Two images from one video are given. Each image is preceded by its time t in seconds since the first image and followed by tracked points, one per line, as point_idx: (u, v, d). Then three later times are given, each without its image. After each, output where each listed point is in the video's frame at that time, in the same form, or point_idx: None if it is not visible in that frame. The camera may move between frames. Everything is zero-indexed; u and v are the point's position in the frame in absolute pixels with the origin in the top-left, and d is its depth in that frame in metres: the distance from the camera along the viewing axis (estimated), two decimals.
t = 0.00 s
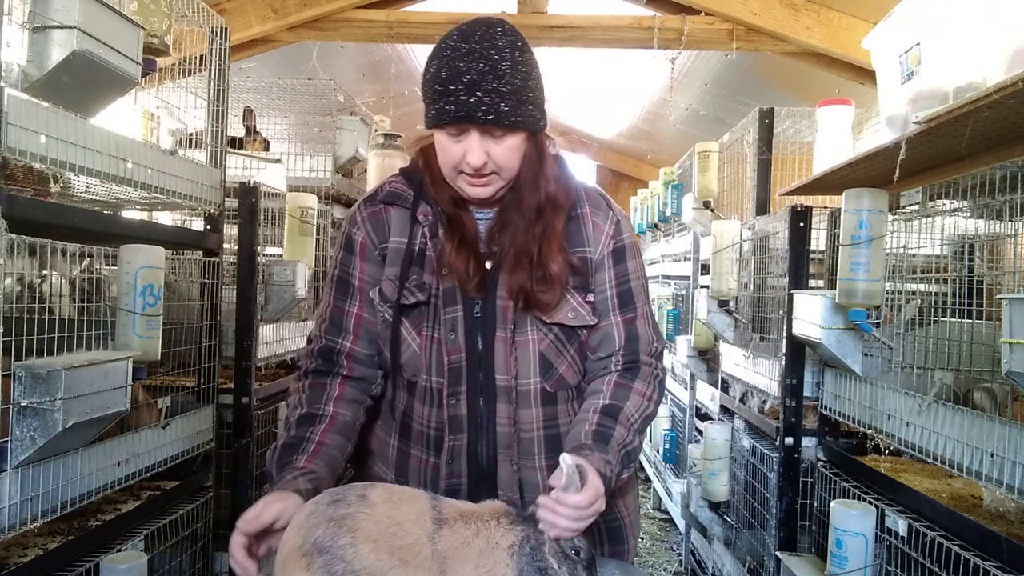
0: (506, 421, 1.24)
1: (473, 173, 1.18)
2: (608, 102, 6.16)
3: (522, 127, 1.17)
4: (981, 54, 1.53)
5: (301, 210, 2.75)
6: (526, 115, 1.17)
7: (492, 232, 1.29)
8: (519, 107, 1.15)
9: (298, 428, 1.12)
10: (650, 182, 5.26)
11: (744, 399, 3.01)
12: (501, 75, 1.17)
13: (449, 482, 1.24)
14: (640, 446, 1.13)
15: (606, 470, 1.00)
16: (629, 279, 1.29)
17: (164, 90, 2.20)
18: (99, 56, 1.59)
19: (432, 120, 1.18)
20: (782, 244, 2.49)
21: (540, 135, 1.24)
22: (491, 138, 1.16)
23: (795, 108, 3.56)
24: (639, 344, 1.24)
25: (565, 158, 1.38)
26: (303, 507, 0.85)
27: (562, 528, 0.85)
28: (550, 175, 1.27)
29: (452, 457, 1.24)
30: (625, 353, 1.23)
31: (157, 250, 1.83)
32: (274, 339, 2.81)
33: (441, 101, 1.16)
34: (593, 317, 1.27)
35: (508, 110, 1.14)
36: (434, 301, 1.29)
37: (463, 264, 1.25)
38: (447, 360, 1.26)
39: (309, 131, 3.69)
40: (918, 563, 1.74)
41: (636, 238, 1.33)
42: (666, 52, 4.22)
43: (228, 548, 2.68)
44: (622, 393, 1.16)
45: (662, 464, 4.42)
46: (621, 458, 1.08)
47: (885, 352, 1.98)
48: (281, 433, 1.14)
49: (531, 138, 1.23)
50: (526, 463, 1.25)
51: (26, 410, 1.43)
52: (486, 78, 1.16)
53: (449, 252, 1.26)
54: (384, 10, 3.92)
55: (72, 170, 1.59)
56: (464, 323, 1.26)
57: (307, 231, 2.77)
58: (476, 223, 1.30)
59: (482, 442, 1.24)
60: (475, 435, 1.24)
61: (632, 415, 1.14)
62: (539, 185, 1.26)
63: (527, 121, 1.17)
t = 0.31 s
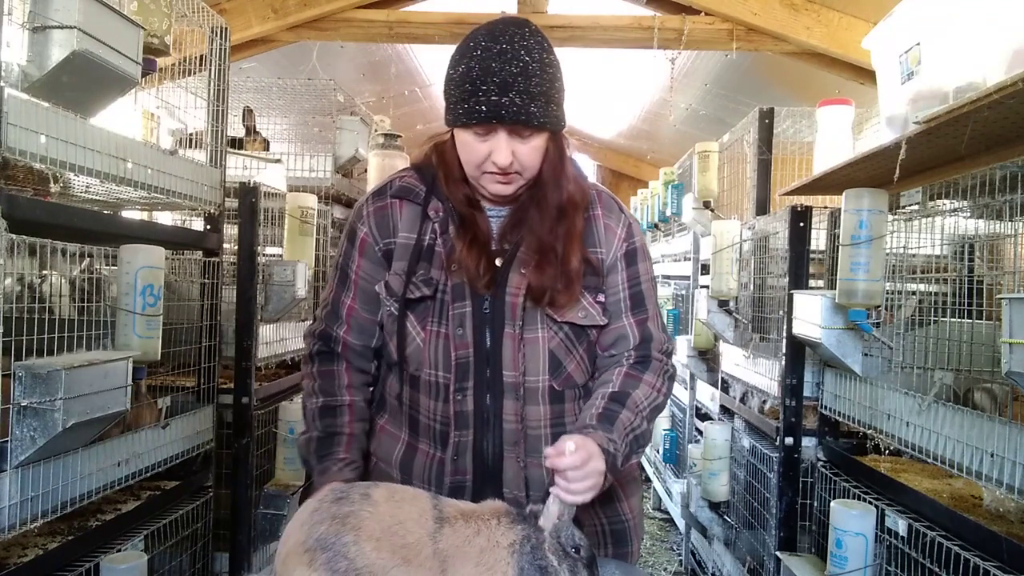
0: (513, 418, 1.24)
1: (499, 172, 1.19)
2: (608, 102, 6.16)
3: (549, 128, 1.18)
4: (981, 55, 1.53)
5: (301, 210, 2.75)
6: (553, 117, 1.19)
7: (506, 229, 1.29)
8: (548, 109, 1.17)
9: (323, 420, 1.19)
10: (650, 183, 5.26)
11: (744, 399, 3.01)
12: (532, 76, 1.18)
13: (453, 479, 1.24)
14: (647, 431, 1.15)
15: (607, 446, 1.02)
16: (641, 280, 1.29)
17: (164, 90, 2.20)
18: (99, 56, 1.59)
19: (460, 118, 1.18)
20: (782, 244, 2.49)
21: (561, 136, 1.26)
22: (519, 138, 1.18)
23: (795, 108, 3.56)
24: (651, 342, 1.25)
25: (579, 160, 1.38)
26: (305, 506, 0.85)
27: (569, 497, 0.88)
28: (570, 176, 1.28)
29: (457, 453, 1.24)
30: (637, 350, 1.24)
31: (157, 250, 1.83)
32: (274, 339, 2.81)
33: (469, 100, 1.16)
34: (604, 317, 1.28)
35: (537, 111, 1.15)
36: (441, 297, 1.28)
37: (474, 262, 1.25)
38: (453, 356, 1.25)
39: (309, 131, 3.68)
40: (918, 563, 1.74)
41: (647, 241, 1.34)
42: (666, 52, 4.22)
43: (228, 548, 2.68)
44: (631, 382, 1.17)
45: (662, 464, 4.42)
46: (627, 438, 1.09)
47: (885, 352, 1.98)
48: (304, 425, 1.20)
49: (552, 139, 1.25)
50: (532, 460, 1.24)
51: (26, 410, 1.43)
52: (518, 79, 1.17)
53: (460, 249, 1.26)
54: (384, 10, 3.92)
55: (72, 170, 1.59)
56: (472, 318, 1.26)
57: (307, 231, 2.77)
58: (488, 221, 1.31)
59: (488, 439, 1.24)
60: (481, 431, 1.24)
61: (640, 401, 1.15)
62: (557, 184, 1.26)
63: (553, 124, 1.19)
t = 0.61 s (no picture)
0: (511, 414, 1.23)
1: (508, 172, 1.20)
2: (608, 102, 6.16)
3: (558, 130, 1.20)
4: (981, 55, 1.53)
5: (301, 210, 2.75)
6: (562, 119, 1.20)
7: (510, 226, 1.30)
8: (557, 110, 1.19)
9: (335, 415, 1.24)
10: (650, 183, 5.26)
11: (744, 399, 3.01)
12: (541, 77, 1.19)
13: (453, 475, 1.24)
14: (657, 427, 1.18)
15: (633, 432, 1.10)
16: (646, 283, 1.30)
17: (164, 90, 2.20)
18: (99, 56, 1.59)
19: (470, 119, 1.19)
20: (782, 244, 2.49)
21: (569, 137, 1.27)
22: (527, 138, 1.19)
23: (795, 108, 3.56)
24: (659, 342, 1.26)
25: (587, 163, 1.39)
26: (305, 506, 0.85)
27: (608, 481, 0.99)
28: (577, 176, 1.30)
29: (456, 449, 1.24)
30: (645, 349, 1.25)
31: (157, 250, 1.83)
32: (274, 340, 2.80)
33: (480, 101, 1.18)
34: (606, 317, 1.28)
35: (547, 113, 1.17)
36: (442, 292, 1.28)
37: (476, 259, 1.25)
38: (453, 350, 1.25)
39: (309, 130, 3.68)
40: (918, 564, 1.74)
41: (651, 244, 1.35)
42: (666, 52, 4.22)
43: (228, 548, 2.68)
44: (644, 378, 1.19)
45: (662, 464, 4.42)
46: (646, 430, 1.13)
47: (885, 352, 1.98)
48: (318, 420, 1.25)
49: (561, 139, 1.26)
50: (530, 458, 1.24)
51: (26, 410, 1.43)
52: (527, 81, 1.18)
53: (462, 246, 1.26)
54: (384, 10, 3.92)
55: (72, 170, 1.59)
56: (472, 314, 1.25)
57: (307, 231, 2.77)
58: (493, 219, 1.31)
59: (486, 436, 1.23)
60: (479, 427, 1.23)
61: (653, 398, 1.18)
62: (563, 183, 1.27)
63: (562, 125, 1.21)
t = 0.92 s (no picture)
0: (514, 409, 1.24)
1: (511, 155, 1.21)
2: (608, 102, 6.16)
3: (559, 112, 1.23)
4: (981, 54, 1.53)
5: (301, 210, 2.75)
6: (563, 102, 1.23)
7: (515, 222, 1.30)
8: (558, 93, 1.22)
9: (346, 397, 1.24)
10: (650, 183, 5.26)
11: (744, 399, 3.02)
12: (543, 61, 1.23)
13: (454, 470, 1.23)
14: (642, 443, 1.13)
15: (590, 467, 1.01)
16: (649, 281, 1.29)
17: (164, 90, 2.20)
18: (99, 56, 1.59)
19: (474, 103, 1.23)
20: (782, 244, 2.49)
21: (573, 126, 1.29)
22: (530, 121, 1.21)
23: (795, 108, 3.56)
24: (656, 344, 1.25)
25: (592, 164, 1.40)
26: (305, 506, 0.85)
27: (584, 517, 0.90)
28: (580, 171, 1.31)
29: (458, 444, 1.23)
30: (638, 352, 1.24)
31: (157, 250, 1.83)
32: (274, 340, 2.80)
33: (484, 85, 1.22)
34: (609, 314, 1.27)
35: (548, 95, 1.20)
36: (448, 287, 1.28)
37: (480, 254, 1.25)
38: (457, 345, 1.25)
39: (309, 130, 3.68)
40: (918, 563, 1.74)
41: (655, 242, 1.34)
42: (666, 52, 4.22)
43: (228, 548, 2.68)
44: (626, 393, 1.16)
45: (662, 464, 4.42)
46: (617, 455, 1.07)
47: (885, 352, 1.98)
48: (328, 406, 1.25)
49: (565, 129, 1.29)
50: (532, 454, 1.24)
51: (26, 410, 1.43)
52: (529, 64, 1.21)
53: (467, 242, 1.27)
54: (384, 10, 3.92)
55: (72, 170, 1.59)
56: (476, 309, 1.25)
57: (307, 231, 2.77)
58: (499, 215, 1.31)
59: (489, 431, 1.24)
60: (482, 422, 1.24)
61: (634, 413, 1.14)
62: (568, 175, 1.29)
63: (563, 110, 1.23)
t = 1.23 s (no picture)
0: (508, 408, 1.23)
1: (510, 125, 1.22)
2: (608, 102, 6.16)
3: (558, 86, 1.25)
4: (982, 54, 1.53)
5: (301, 210, 2.75)
6: (561, 77, 1.25)
7: (511, 218, 1.30)
8: (557, 66, 1.24)
9: (352, 399, 1.24)
10: (650, 183, 5.26)
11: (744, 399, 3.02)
12: (542, 36, 1.25)
13: (450, 469, 1.23)
14: (626, 452, 1.12)
15: (575, 477, 1.00)
16: (637, 279, 1.27)
17: (164, 90, 2.20)
18: (99, 56, 1.59)
19: (475, 77, 1.25)
20: (782, 244, 2.49)
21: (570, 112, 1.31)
22: (528, 94, 1.23)
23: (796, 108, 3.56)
24: (638, 343, 1.23)
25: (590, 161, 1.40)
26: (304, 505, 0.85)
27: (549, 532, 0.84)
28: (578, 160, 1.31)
29: (454, 442, 1.23)
30: (622, 352, 1.23)
31: (157, 250, 1.83)
32: (274, 340, 2.80)
33: (484, 58, 1.24)
34: (602, 312, 1.26)
35: (548, 66, 1.22)
36: (443, 285, 1.29)
37: (474, 248, 1.25)
38: (452, 343, 1.25)
39: (309, 130, 3.68)
40: (918, 563, 1.74)
41: (648, 240, 1.32)
42: (666, 52, 4.21)
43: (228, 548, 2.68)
44: (609, 398, 1.15)
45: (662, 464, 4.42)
46: (600, 466, 1.06)
47: (885, 352, 1.98)
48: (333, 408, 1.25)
49: (564, 114, 1.31)
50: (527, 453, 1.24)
51: (26, 410, 1.43)
52: (528, 37, 1.24)
53: (462, 238, 1.27)
54: (384, 10, 3.92)
55: (72, 170, 1.59)
56: (471, 307, 1.25)
57: (307, 231, 2.77)
58: (495, 212, 1.32)
59: (484, 430, 1.23)
60: (476, 422, 1.23)
61: (617, 420, 1.13)
62: (567, 164, 1.30)
63: (562, 88, 1.26)
